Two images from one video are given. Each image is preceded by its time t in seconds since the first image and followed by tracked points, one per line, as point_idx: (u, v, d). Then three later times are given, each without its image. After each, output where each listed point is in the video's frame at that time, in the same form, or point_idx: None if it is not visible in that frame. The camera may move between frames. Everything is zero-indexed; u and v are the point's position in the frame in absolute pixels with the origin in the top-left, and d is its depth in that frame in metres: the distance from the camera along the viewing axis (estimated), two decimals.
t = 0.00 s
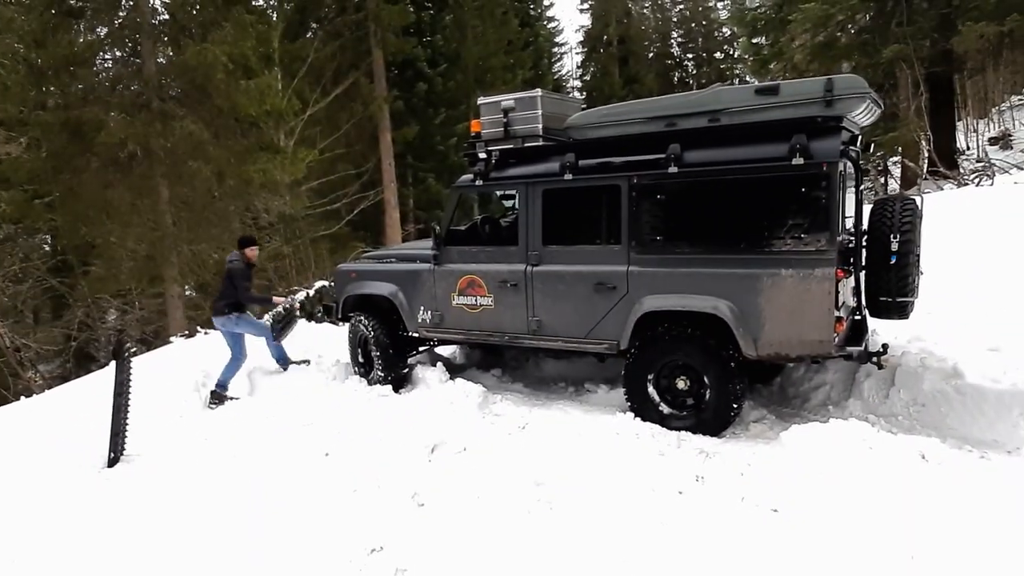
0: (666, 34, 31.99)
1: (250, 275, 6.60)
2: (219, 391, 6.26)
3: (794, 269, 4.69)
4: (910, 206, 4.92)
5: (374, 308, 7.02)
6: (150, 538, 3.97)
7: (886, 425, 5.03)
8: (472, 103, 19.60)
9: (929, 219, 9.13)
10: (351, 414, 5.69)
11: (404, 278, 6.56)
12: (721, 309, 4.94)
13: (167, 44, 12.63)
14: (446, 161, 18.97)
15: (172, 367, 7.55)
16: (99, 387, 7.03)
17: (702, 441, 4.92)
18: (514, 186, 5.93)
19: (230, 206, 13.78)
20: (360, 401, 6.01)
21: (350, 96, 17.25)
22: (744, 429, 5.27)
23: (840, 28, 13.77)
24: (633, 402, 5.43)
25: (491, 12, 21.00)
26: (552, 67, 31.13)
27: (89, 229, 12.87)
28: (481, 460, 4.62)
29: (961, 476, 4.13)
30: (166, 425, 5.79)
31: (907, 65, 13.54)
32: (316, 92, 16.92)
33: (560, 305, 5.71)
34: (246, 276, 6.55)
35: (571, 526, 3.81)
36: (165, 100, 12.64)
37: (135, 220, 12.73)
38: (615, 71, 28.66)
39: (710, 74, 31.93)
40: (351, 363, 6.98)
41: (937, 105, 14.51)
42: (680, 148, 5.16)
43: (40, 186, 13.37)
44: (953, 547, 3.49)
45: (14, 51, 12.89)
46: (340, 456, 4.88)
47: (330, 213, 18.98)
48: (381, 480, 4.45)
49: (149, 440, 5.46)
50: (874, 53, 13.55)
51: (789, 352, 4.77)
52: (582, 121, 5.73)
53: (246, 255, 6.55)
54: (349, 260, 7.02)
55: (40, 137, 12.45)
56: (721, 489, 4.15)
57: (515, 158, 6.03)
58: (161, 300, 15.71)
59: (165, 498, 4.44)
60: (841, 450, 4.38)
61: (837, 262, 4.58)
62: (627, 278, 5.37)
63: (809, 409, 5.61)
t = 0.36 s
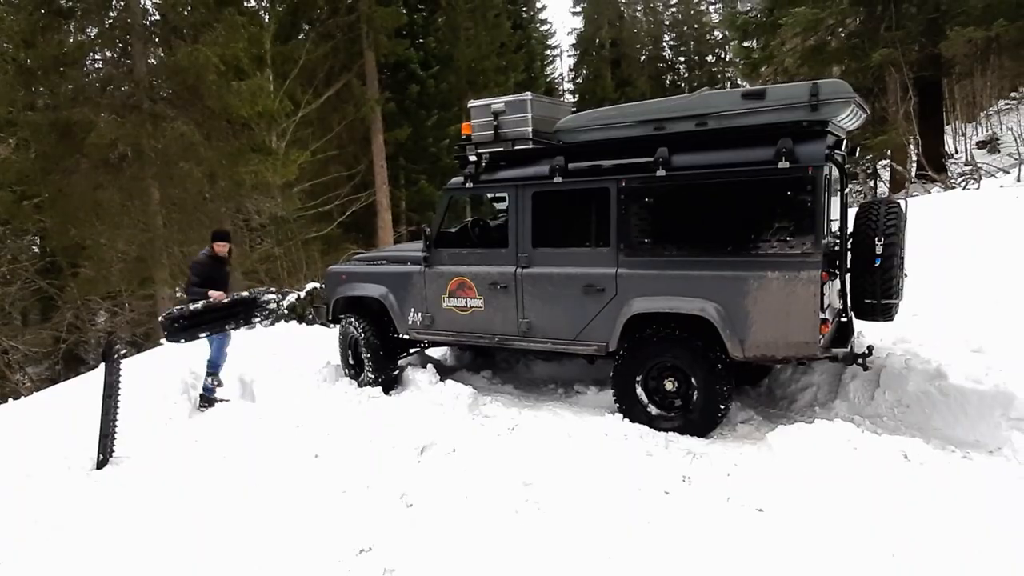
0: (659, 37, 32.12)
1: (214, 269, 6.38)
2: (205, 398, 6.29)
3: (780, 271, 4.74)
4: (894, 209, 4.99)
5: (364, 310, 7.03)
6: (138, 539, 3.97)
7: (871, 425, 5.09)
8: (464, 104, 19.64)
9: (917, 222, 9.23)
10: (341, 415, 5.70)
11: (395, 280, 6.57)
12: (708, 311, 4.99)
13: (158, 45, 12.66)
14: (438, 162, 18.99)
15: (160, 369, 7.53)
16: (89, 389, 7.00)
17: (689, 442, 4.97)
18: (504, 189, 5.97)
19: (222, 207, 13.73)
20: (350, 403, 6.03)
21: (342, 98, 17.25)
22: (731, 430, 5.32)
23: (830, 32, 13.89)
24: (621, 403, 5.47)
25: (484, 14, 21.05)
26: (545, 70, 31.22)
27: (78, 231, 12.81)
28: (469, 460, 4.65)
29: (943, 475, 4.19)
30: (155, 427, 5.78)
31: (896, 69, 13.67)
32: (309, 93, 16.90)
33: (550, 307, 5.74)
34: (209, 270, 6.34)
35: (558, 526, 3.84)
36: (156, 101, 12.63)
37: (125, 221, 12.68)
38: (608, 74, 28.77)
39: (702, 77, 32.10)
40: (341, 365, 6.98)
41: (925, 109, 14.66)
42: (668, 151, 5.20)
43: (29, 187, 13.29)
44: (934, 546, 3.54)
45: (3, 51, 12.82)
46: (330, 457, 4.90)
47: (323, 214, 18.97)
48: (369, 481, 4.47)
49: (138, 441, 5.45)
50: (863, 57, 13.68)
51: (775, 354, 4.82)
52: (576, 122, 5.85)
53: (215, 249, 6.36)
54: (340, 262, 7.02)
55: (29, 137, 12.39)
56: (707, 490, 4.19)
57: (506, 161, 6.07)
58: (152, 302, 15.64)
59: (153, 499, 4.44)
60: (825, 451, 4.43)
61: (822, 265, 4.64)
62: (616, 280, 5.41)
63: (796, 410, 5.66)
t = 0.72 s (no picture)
0: (659, 46, 32.32)
1: (184, 278, 6.07)
2: (183, 410, 5.92)
3: (772, 277, 4.79)
4: (885, 216, 5.05)
5: (361, 315, 7.07)
6: (135, 540, 4.01)
7: (863, 430, 5.13)
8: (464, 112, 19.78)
9: (913, 229, 9.30)
10: (336, 420, 5.74)
11: (392, 285, 6.62)
12: (701, 317, 5.03)
13: (161, 52, 12.68)
14: (439, 170, 19.10)
15: (159, 373, 7.57)
16: (88, 393, 7.04)
17: (681, 447, 5.01)
18: (500, 195, 6.03)
19: (224, 214, 13.68)
20: (346, 408, 6.06)
21: (343, 105, 17.36)
22: (724, 435, 5.36)
23: (827, 42, 14.02)
24: (615, 408, 5.52)
25: (484, 23, 21.26)
26: (545, 78, 31.38)
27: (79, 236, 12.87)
28: (462, 464, 4.69)
29: (932, 480, 4.23)
30: (152, 430, 5.80)
31: (892, 79, 13.80)
32: (310, 100, 17.02)
33: (544, 313, 5.79)
34: (179, 279, 6.06)
35: (549, 529, 3.88)
36: (158, 108, 12.74)
37: (125, 227, 12.74)
38: (608, 82, 28.92)
39: (702, 86, 32.26)
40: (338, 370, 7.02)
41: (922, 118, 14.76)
42: (662, 158, 5.27)
43: (31, 193, 13.40)
44: (919, 549, 3.59)
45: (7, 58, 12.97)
46: (325, 462, 4.93)
47: (323, 221, 19.05)
48: (364, 484, 4.52)
49: (136, 444, 5.48)
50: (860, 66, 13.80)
51: (766, 359, 4.86)
52: (569, 131, 5.81)
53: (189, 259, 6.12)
54: (337, 267, 7.07)
55: (31, 143, 12.47)
56: (698, 494, 4.23)
57: (502, 168, 6.13)
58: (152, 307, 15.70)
59: (147, 502, 4.47)
60: (815, 455, 4.48)
61: (813, 272, 4.70)
62: (610, 286, 5.46)
63: (789, 416, 5.69)
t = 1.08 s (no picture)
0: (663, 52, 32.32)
1: (164, 273, 5.63)
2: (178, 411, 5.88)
3: (766, 284, 4.80)
4: (881, 224, 5.05)
5: (358, 319, 7.09)
6: (129, 542, 4.02)
7: (857, 438, 5.14)
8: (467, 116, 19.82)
9: (913, 236, 9.29)
10: (332, 423, 5.75)
11: (390, 289, 6.63)
12: (696, 323, 5.04)
13: (164, 55, 12.75)
14: (441, 174, 19.14)
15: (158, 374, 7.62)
16: (88, 394, 7.07)
17: (676, 454, 5.01)
18: (497, 200, 6.05)
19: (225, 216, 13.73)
20: (342, 412, 6.08)
21: (346, 109, 17.40)
22: (719, 441, 5.36)
23: (830, 49, 14.02)
24: (609, 413, 5.53)
25: (488, 28, 21.31)
26: (549, 83, 31.41)
27: (82, 238, 12.96)
28: (454, 468, 4.70)
29: (923, 488, 4.23)
30: (149, 431, 5.82)
31: (895, 86, 13.79)
32: (313, 104, 17.07)
33: (540, 318, 5.80)
34: (158, 275, 5.61)
35: (539, 534, 3.89)
36: (162, 110, 12.79)
37: (127, 228, 12.81)
38: (612, 88, 28.92)
39: (705, 92, 32.25)
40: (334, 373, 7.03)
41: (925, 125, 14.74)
42: (658, 165, 5.29)
43: (35, 194, 13.46)
44: (907, 557, 3.59)
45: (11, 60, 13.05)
46: (319, 465, 4.95)
47: (325, 224, 19.09)
48: (357, 487, 4.52)
49: (133, 444, 5.52)
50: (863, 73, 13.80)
51: (760, 365, 4.86)
52: (564, 138, 5.78)
53: (167, 251, 5.71)
54: (335, 271, 7.10)
55: (36, 144, 12.58)
56: (690, 500, 4.23)
57: (500, 173, 6.17)
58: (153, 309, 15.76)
59: (140, 504, 4.49)
60: (807, 462, 4.48)
61: (807, 279, 4.70)
62: (605, 291, 5.47)
63: (784, 422, 5.70)
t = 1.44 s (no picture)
0: (671, 60, 32.39)
1: (162, 288, 5.70)
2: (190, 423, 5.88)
3: (772, 293, 4.81)
4: (888, 233, 5.05)
5: (366, 326, 7.12)
6: (138, 547, 4.06)
7: (866, 448, 5.11)
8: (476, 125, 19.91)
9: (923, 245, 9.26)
10: (341, 430, 5.79)
11: (397, 297, 6.67)
12: (702, 332, 5.04)
13: (177, 65, 12.86)
14: (450, 182, 19.23)
15: (165, 381, 7.68)
16: (99, 400, 7.14)
17: (683, 463, 5.01)
18: (505, 209, 6.08)
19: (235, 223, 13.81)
20: (351, 419, 6.12)
21: (356, 117, 17.53)
22: (726, 451, 5.35)
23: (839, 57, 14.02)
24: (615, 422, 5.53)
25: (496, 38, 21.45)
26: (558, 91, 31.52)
27: (94, 245, 13.08)
28: (461, 476, 4.71)
29: (932, 499, 4.20)
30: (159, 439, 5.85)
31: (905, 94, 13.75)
32: (323, 113, 17.20)
33: (546, 326, 5.82)
34: (156, 289, 5.69)
35: (545, 543, 3.89)
36: (175, 119, 12.92)
37: (138, 235, 12.92)
38: (620, 96, 28.97)
39: (714, 100, 32.29)
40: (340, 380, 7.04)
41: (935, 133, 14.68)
42: (664, 174, 5.31)
43: (49, 202, 13.61)
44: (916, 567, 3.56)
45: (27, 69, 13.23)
46: (327, 472, 4.97)
47: (334, 232, 19.20)
48: (364, 494, 4.54)
49: (144, 451, 5.57)
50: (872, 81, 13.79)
51: (766, 375, 4.85)
52: (574, 147, 5.77)
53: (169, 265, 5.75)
54: (344, 279, 7.14)
55: (49, 153, 12.74)
56: (697, 509, 4.23)
57: (507, 182, 6.21)
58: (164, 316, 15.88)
59: (148, 509, 4.53)
60: (816, 473, 4.47)
61: (814, 288, 4.70)
62: (612, 300, 5.49)
63: (793, 432, 5.67)
